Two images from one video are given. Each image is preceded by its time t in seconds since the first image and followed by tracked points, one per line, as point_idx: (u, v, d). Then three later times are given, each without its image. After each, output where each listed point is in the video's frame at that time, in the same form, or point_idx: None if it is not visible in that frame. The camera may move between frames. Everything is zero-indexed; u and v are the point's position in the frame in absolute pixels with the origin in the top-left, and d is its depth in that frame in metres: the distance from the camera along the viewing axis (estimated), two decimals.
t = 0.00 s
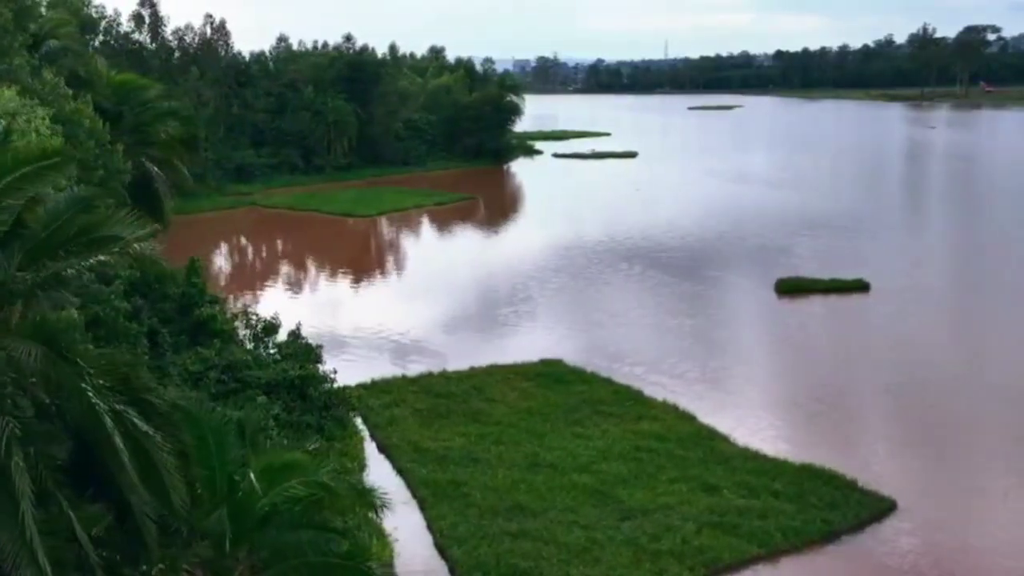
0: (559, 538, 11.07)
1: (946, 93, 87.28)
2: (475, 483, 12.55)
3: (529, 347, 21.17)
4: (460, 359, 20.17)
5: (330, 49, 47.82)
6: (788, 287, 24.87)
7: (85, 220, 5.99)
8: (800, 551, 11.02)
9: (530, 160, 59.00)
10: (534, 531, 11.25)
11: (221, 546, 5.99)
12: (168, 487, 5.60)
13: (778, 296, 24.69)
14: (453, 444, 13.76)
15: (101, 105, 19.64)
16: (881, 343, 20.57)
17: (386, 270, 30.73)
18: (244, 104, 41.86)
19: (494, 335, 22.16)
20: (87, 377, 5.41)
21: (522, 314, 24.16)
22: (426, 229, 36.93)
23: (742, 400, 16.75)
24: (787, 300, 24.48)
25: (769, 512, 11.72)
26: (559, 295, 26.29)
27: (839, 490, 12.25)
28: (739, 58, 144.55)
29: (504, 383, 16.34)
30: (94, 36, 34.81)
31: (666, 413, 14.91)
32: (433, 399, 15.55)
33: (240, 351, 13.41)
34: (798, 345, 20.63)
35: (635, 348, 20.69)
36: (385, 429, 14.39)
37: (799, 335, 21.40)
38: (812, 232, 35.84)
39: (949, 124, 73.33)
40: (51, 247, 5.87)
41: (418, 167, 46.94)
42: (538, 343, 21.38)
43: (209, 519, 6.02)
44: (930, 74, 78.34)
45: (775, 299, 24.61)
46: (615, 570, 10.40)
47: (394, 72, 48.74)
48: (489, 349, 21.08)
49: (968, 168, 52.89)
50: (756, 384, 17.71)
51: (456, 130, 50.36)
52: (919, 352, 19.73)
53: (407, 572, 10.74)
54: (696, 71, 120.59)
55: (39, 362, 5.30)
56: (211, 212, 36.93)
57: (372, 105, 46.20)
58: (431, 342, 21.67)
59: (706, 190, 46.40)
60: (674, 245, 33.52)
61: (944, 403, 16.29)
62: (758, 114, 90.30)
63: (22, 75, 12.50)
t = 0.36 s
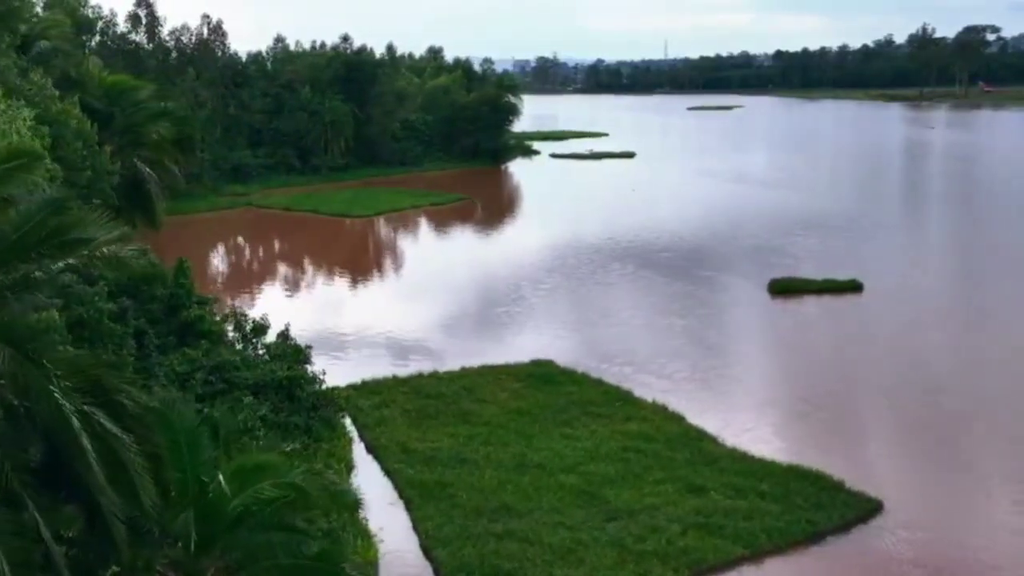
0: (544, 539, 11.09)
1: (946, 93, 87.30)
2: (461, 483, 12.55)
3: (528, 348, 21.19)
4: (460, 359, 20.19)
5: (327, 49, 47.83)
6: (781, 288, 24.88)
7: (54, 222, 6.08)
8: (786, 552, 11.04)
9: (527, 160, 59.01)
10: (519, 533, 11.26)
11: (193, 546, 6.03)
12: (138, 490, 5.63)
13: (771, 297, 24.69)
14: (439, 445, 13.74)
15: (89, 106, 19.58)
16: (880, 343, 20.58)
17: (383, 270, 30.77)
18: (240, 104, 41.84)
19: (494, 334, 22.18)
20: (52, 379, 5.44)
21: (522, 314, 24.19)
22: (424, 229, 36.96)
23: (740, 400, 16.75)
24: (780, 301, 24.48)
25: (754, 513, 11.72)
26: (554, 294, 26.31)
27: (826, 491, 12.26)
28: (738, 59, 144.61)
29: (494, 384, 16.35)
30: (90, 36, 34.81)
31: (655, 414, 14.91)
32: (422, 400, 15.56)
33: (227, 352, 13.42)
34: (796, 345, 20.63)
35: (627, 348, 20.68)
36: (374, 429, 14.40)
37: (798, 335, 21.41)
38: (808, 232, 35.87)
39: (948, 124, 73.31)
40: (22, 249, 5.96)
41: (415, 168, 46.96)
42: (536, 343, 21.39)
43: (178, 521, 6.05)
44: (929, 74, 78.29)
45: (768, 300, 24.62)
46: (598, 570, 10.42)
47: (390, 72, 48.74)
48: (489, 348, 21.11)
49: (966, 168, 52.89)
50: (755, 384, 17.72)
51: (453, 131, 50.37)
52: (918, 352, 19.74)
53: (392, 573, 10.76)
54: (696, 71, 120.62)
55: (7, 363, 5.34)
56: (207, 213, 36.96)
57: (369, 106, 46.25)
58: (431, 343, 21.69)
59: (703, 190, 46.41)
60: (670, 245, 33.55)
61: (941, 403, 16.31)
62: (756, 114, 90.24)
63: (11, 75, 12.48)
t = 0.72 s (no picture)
0: (529, 539, 11.10)
1: (946, 93, 87.29)
2: (448, 485, 12.56)
3: (526, 347, 21.22)
4: (460, 358, 20.22)
5: (324, 50, 47.85)
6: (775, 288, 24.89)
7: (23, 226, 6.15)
8: (771, 552, 11.05)
9: (525, 161, 59.03)
10: (505, 534, 11.26)
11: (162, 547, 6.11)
12: (108, 493, 5.67)
13: (764, 298, 24.69)
14: (427, 446, 13.74)
15: (84, 109, 19.76)
16: (882, 342, 20.57)
17: (380, 271, 30.82)
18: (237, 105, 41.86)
19: (491, 334, 22.21)
20: (20, 384, 5.48)
21: (519, 313, 24.25)
22: (422, 229, 37.00)
23: (741, 399, 16.75)
24: (774, 302, 24.48)
25: (740, 515, 11.73)
26: (549, 295, 26.35)
27: (812, 492, 12.26)
28: (738, 59, 144.61)
29: (484, 385, 16.35)
30: (86, 36, 34.83)
31: (644, 415, 14.90)
32: (413, 401, 15.57)
33: (214, 353, 13.44)
34: (798, 345, 20.63)
35: (619, 349, 20.67)
36: (362, 431, 14.38)
37: (799, 335, 21.40)
38: (805, 232, 35.90)
39: (948, 124, 73.26)
40: None
41: (413, 168, 46.98)
42: (532, 343, 21.40)
43: (148, 521, 6.11)
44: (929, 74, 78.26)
45: (761, 301, 24.62)
46: (583, 571, 10.44)
47: (387, 72, 48.77)
48: (489, 348, 21.15)
49: (964, 168, 52.90)
50: (757, 383, 17.71)
51: (451, 131, 50.37)
52: (919, 352, 19.75)
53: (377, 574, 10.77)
54: (696, 72, 120.65)
55: None
56: (204, 213, 36.96)
57: (367, 106, 46.25)
58: (429, 342, 21.72)
59: (700, 190, 46.45)
60: (667, 245, 33.57)
61: (942, 403, 16.30)
62: (756, 114, 90.24)
63: None
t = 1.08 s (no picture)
0: (515, 541, 11.11)
1: (945, 93, 87.30)
2: (436, 485, 12.57)
3: (523, 347, 21.24)
4: (461, 359, 20.25)
5: (321, 50, 47.89)
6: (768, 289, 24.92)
7: None
8: (756, 554, 11.07)
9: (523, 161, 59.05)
10: (491, 535, 11.27)
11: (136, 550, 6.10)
12: (78, 494, 5.74)
13: (757, 298, 24.71)
14: (416, 447, 13.76)
15: (78, 112, 19.82)
16: (883, 343, 20.59)
17: (378, 270, 30.88)
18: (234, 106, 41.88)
19: (489, 334, 22.24)
20: None
21: (516, 314, 24.29)
22: (419, 229, 37.04)
23: (742, 399, 16.79)
24: (767, 302, 24.51)
25: (726, 516, 11.74)
26: (544, 295, 26.39)
27: (798, 493, 12.28)
28: (738, 59, 144.67)
29: (474, 386, 16.36)
30: (83, 37, 34.86)
31: (634, 416, 14.91)
32: (403, 402, 15.59)
33: (203, 354, 13.45)
34: (798, 345, 20.66)
35: (611, 350, 20.69)
36: (351, 432, 14.41)
37: (800, 335, 21.42)
38: (802, 233, 35.94)
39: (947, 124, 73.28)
40: None
41: (411, 168, 47.00)
42: (528, 343, 21.41)
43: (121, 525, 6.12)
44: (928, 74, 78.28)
45: (754, 301, 24.64)
46: (568, 572, 10.46)
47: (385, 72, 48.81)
48: (489, 348, 21.17)
49: (962, 168, 52.94)
50: (757, 384, 17.73)
51: (449, 131, 50.40)
52: (920, 352, 19.76)
53: (363, 575, 10.80)
54: (696, 72, 120.71)
55: None
56: (202, 213, 36.98)
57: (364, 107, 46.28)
58: (430, 343, 21.75)
59: (698, 190, 46.50)
60: (664, 245, 33.60)
61: (943, 404, 16.32)
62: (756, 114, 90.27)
63: None
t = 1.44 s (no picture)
0: (499, 541, 11.13)
1: (945, 93, 87.32)
2: (422, 487, 12.58)
3: (520, 347, 21.30)
4: (461, 358, 20.31)
5: (318, 50, 47.92)
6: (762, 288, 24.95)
7: None
8: (739, 555, 11.08)
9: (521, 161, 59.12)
10: (476, 536, 11.28)
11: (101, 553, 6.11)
12: (45, 497, 5.81)
13: (750, 299, 24.73)
14: (403, 449, 13.77)
15: (71, 113, 20.07)
16: (881, 343, 20.63)
17: (375, 270, 30.95)
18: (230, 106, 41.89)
19: (487, 334, 22.30)
20: None
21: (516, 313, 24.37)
22: (416, 229, 37.10)
23: (739, 399, 16.81)
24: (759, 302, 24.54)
25: (710, 517, 11.75)
26: (539, 295, 26.45)
27: (783, 493, 12.29)
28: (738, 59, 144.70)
29: (463, 386, 16.38)
30: (80, 37, 34.87)
31: (622, 417, 14.92)
32: (392, 403, 15.60)
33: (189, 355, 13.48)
34: (797, 345, 20.69)
35: (603, 350, 20.70)
36: (339, 432, 14.43)
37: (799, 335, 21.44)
38: (798, 233, 36.00)
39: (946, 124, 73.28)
40: None
41: (407, 168, 47.03)
42: (524, 343, 21.45)
43: (88, 527, 6.15)
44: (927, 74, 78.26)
45: (746, 301, 24.67)
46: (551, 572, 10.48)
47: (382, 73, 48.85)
48: (489, 347, 21.25)
49: (960, 168, 52.96)
50: (754, 384, 17.75)
51: (445, 131, 50.43)
52: (919, 352, 19.79)
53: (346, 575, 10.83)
54: (696, 72, 120.78)
55: None
56: (198, 213, 37.01)
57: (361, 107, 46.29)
58: (432, 342, 21.83)
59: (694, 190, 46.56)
60: (660, 245, 33.65)
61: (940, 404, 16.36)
62: (755, 114, 90.29)
63: None
